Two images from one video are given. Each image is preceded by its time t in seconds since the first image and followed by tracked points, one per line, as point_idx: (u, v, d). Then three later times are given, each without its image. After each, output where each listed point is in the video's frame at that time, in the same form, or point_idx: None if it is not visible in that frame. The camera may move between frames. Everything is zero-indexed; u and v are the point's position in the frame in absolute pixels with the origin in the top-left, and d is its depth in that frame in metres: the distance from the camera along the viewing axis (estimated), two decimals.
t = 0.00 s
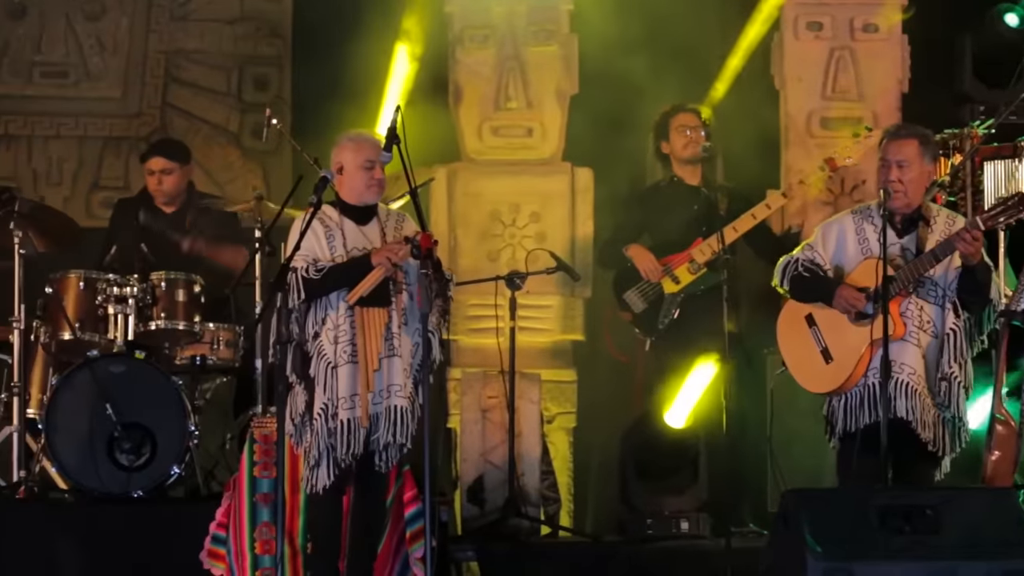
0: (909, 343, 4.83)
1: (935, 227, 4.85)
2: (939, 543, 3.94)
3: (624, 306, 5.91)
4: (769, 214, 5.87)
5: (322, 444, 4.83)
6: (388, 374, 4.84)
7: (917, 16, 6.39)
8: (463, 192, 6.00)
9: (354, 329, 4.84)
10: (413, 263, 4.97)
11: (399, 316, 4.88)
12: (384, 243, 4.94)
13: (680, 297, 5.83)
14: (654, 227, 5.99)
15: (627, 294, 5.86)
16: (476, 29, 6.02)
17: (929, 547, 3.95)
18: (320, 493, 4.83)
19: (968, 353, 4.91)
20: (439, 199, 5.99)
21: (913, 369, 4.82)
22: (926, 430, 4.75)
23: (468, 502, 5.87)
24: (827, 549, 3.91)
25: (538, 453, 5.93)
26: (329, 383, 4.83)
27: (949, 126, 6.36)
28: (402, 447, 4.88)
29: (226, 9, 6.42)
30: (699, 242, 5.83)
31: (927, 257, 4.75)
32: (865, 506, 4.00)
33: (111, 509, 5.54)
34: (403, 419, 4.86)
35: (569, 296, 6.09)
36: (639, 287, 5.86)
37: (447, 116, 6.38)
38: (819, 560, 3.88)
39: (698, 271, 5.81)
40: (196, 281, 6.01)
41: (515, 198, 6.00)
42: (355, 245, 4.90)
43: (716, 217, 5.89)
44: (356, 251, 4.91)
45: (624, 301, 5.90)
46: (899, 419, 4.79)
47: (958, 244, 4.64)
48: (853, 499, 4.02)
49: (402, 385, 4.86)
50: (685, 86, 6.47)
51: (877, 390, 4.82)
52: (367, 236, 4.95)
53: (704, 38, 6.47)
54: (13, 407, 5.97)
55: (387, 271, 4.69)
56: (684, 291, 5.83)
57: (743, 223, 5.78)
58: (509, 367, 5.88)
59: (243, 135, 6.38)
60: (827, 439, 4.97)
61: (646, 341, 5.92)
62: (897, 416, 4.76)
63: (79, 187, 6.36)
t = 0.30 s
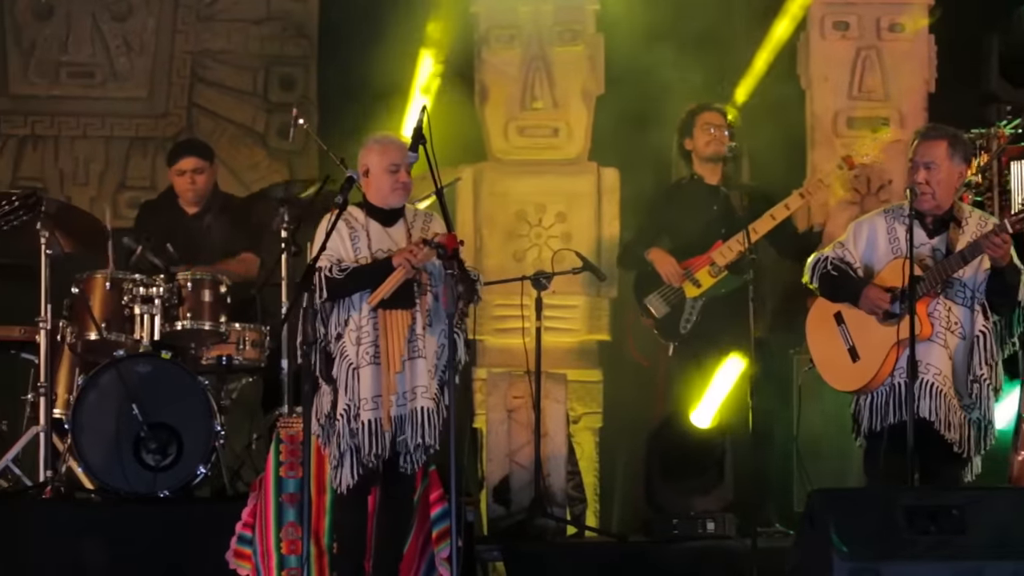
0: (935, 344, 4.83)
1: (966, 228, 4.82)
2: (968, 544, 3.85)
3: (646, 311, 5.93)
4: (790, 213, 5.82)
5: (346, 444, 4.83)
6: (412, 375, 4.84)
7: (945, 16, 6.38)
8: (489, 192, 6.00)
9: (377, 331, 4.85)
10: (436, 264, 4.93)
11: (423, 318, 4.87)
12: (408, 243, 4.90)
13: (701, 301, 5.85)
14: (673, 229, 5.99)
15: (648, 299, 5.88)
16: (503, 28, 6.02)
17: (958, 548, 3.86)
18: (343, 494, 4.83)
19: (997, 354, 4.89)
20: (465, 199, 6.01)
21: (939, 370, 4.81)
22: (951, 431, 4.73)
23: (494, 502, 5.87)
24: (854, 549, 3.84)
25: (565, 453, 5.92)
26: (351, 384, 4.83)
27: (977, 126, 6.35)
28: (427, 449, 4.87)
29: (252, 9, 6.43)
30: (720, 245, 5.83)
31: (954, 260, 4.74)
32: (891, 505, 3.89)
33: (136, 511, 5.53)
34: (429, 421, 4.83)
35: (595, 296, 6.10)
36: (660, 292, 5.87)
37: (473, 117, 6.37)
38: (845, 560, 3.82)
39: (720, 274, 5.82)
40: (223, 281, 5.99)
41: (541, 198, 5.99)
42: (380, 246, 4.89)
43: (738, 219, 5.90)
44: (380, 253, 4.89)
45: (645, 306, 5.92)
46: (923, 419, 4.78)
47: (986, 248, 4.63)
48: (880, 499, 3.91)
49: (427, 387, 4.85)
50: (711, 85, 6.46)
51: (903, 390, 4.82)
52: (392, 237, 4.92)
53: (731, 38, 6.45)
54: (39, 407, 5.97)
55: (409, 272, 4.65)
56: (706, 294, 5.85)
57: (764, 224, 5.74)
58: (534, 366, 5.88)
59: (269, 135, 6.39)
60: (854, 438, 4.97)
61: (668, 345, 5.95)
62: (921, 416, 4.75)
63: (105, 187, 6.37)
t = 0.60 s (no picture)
0: (957, 344, 4.82)
1: (990, 228, 4.82)
2: (992, 544, 3.85)
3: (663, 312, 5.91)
4: (813, 219, 5.77)
5: (363, 447, 4.88)
6: (428, 378, 4.86)
7: (967, 16, 6.38)
8: (512, 193, 6.00)
9: (393, 334, 4.88)
10: (452, 265, 4.94)
11: (439, 319, 4.88)
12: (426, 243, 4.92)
13: (720, 303, 5.83)
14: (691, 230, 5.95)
15: (666, 301, 5.86)
16: (525, 28, 6.02)
17: (981, 549, 3.86)
18: (361, 495, 4.87)
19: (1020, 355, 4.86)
20: (487, 200, 6.05)
21: (961, 370, 4.79)
22: (972, 431, 4.71)
23: (515, 502, 5.88)
24: (876, 550, 3.81)
25: (587, 453, 5.92)
26: (368, 387, 4.88)
27: (999, 126, 6.35)
28: (445, 450, 4.89)
29: (274, 10, 6.44)
30: (740, 248, 5.80)
31: (974, 260, 4.74)
32: (914, 505, 3.89)
33: (158, 511, 5.53)
34: (448, 423, 4.86)
35: (618, 296, 6.10)
36: (678, 294, 5.86)
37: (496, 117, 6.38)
38: (868, 561, 3.80)
39: (739, 278, 5.80)
40: (245, 281, 6.02)
41: (562, 198, 5.99)
42: (397, 248, 4.91)
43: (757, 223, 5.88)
44: (397, 254, 4.92)
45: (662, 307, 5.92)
46: (945, 420, 4.77)
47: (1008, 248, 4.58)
48: (903, 499, 3.91)
49: (442, 389, 4.87)
50: (733, 85, 6.46)
51: (925, 390, 4.81)
52: (410, 238, 4.94)
53: (752, 38, 6.47)
54: (62, 407, 5.98)
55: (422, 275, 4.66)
56: (724, 297, 5.84)
57: (785, 228, 5.70)
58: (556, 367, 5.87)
59: (291, 136, 6.40)
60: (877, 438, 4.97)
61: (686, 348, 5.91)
62: (943, 416, 4.74)
63: (128, 188, 6.38)
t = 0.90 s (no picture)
0: (982, 344, 4.81)
1: (1014, 228, 4.82)
2: (1019, 544, 3.85)
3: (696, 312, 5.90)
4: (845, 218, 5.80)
5: (385, 448, 4.86)
6: (447, 377, 4.86)
7: (992, 16, 6.38)
8: (536, 192, 6.01)
9: (414, 334, 4.89)
10: (472, 264, 4.96)
11: (458, 318, 4.89)
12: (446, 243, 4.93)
13: (752, 303, 5.83)
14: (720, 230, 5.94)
15: (699, 298, 5.85)
16: (549, 28, 6.02)
17: (1008, 549, 3.86)
18: (385, 496, 4.85)
19: None
20: (512, 201, 6.07)
21: (986, 370, 4.78)
22: (996, 430, 4.70)
23: (541, 503, 5.89)
24: (901, 550, 3.84)
25: (612, 453, 5.92)
26: (389, 388, 4.87)
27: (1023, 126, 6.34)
28: (467, 450, 4.88)
29: (298, 10, 6.49)
30: (772, 247, 5.80)
31: (999, 260, 4.74)
32: (939, 504, 3.90)
33: (183, 511, 5.45)
34: (463, 423, 4.85)
35: (643, 296, 6.09)
36: (711, 293, 5.85)
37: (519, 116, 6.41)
38: (893, 562, 3.82)
39: (771, 276, 5.80)
40: (269, 281, 6.00)
41: (587, 198, 5.99)
42: (417, 247, 4.94)
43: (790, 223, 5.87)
44: (417, 254, 4.95)
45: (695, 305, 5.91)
46: (970, 420, 4.76)
47: None
48: (929, 499, 3.93)
49: (459, 388, 4.86)
50: (756, 85, 6.48)
51: (950, 390, 4.80)
52: (431, 237, 4.96)
53: (776, 38, 6.47)
54: (87, 407, 5.98)
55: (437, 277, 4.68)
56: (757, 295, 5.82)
57: (818, 228, 5.73)
58: (581, 367, 5.88)
59: (316, 136, 6.45)
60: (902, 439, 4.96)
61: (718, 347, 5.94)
62: (968, 417, 4.73)
63: (152, 189, 6.44)
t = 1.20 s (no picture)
0: (1006, 345, 4.80)
1: None
2: None
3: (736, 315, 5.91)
4: (884, 224, 5.78)
5: (408, 451, 4.89)
6: (470, 381, 4.85)
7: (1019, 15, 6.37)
8: (561, 193, 6.02)
9: (437, 338, 4.88)
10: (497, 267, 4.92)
11: (482, 322, 4.86)
12: (470, 246, 4.92)
13: (789, 308, 5.81)
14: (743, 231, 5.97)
15: (737, 302, 5.84)
16: (574, 29, 6.03)
17: None
18: (409, 499, 4.88)
19: None
20: (536, 201, 6.06)
21: (1010, 370, 4.79)
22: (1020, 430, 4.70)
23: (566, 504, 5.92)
24: (928, 550, 3.77)
25: (637, 453, 5.94)
26: (412, 391, 4.90)
27: None
28: (491, 453, 4.87)
29: (324, 11, 6.52)
30: (810, 251, 5.79)
31: None
32: (965, 506, 3.84)
33: (209, 511, 5.42)
34: (483, 426, 4.83)
35: (667, 297, 6.09)
36: (749, 296, 5.84)
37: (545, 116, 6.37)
38: (919, 563, 3.75)
39: (810, 282, 5.77)
40: (294, 281, 5.97)
41: (611, 199, 5.99)
42: (441, 250, 4.93)
43: (829, 227, 5.86)
44: (441, 256, 4.94)
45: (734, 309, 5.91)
46: (995, 420, 4.76)
47: None
48: (954, 500, 3.87)
49: (481, 391, 4.84)
50: (782, 85, 6.48)
51: (975, 390, 4.80)
52: (454, 239, 4.96)
53: (801, 38, 6.47)
54: (113, 408, 6.00)
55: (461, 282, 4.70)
56: (795, 300, 5.81)
57: (855, 234, 5.72)
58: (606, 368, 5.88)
59: (341, 137, 6.48)
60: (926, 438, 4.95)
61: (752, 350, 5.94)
62: (993, 417, 4.73)
63: (178, 189, 6.48)
